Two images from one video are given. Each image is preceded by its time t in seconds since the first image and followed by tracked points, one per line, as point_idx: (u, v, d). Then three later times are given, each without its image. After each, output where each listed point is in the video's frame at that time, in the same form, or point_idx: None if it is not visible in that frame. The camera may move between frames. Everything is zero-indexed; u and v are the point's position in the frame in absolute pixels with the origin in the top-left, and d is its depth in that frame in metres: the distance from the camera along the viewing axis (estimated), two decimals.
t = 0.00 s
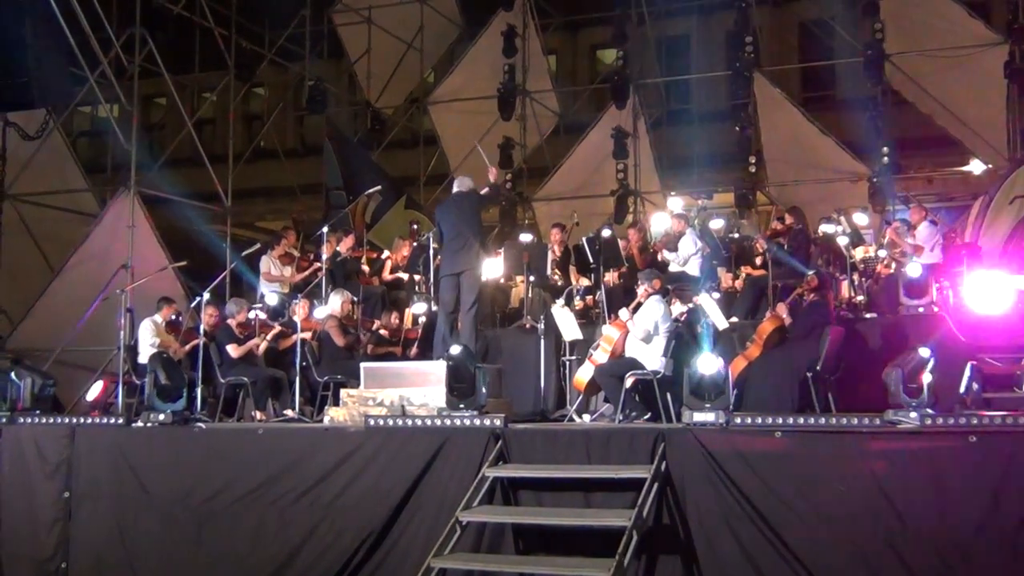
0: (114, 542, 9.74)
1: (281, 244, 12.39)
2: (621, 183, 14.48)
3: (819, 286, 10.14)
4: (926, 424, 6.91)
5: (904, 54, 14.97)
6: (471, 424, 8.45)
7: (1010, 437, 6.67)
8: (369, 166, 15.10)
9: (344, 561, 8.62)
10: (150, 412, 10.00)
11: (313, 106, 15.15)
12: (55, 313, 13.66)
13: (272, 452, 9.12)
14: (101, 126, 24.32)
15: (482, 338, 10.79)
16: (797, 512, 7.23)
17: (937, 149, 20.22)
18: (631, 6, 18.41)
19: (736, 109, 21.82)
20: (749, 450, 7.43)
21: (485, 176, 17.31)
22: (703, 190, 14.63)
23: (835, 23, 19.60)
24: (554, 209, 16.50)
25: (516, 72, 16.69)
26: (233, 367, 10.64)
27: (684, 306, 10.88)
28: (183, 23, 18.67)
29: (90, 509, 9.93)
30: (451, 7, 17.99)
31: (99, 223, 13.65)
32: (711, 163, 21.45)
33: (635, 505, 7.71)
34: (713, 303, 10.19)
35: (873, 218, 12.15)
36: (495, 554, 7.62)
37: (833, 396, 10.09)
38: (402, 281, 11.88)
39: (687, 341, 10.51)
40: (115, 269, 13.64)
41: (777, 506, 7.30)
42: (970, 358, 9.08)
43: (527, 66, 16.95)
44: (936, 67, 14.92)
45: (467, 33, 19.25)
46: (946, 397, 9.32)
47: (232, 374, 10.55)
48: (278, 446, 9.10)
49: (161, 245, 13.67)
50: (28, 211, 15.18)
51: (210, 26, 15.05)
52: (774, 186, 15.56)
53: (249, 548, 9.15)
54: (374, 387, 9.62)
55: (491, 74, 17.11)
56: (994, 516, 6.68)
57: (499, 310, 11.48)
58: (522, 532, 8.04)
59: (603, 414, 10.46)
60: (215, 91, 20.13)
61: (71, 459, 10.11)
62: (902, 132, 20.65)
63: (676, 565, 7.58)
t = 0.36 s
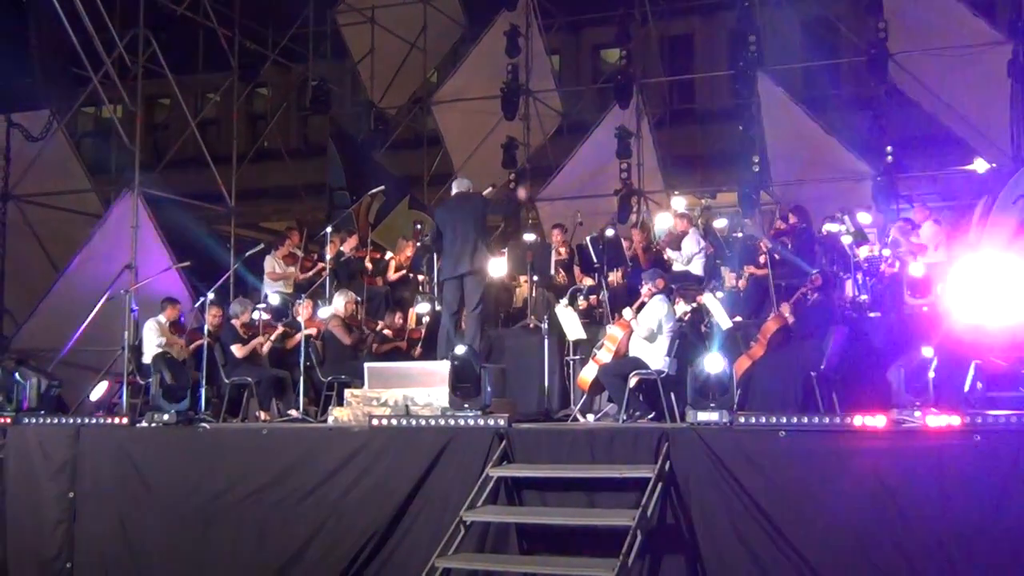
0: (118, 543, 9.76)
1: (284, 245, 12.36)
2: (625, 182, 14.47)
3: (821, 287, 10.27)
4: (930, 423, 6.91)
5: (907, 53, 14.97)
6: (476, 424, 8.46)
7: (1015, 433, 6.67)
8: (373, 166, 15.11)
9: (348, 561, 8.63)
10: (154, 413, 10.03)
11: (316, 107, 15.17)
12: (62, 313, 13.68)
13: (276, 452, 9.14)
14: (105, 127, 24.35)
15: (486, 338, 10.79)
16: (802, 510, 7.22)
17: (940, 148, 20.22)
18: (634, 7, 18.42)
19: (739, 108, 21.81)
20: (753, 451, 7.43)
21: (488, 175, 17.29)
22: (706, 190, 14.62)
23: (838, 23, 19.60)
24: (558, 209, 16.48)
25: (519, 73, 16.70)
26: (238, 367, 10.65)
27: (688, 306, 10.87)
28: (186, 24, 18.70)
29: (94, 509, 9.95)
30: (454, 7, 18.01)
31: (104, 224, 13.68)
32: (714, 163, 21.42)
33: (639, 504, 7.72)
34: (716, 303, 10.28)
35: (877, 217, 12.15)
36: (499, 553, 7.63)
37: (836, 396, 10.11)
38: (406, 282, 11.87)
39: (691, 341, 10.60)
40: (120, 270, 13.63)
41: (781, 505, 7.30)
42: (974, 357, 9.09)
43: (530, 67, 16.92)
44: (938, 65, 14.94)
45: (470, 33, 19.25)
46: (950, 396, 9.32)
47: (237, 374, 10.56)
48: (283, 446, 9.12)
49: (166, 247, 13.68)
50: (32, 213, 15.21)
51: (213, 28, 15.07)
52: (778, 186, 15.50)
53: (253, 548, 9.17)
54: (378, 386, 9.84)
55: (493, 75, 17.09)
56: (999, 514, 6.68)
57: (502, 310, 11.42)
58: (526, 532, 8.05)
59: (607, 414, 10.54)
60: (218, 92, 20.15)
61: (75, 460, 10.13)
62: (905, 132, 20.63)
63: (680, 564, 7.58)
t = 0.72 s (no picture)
0: (121, 542, 9.76)
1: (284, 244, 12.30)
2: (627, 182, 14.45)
3: (824, 286, 10.28)
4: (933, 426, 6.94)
5: (911, 52, 14.92)
6: (476, 425, 8.45)
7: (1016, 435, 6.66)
8: (375, 166, 15.11)
9: (351, 561, 8.62)
10: (156, 412, 10.01)
11: (319, 107, 15.15)
12: (65, 314, 13.70)
13: (279, 452, 9.13)
14: (108, 126, 24.35)
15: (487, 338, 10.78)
16: (804, 509, 7.21)
17: (944, 149, 20.20)
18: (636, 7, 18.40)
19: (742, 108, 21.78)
20: (755, 452, 7.41)
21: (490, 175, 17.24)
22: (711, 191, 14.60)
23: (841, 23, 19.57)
24: (560, 208, 16.42)
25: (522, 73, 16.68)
26: (240, 367, 10.65)
27: (690, 307, 10.81)
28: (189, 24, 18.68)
29: (96, 509, 9.95)
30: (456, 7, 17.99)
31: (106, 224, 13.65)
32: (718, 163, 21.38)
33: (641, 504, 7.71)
34: (718, 303, 10.28)
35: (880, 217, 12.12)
36: (501, 553, 7.62)
37: (838, 396, 10.13)
38: (408, 282, 11.83)
39: (693, 340, 10.64)
40: (121, 269, 13.60)
41: (783, 503, 7.29)
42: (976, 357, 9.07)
43: (533, 68, 17.04)
44: (941, 66, 14.88)
45: (473, 33, 19.24)
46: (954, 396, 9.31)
47: (239, 374, 10.56)
48: (285, 446, 9.11)
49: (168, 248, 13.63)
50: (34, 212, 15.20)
51: (215, 27, 15.05)
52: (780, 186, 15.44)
53: (255, 547, 9.17)
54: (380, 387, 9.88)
55: (495, 76, 17.06)
56: (1000, 517, 6.67)
57: (504, 310, 11.39)
58: (528, 532, 8.04)
59: (609, 414, 10.57)
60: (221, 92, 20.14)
61: (78, 459, 10.13)
62: (908, 132, 20.60)
63: (682, 565, 7.58)
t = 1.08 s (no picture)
0: (121, 542, 9.77)
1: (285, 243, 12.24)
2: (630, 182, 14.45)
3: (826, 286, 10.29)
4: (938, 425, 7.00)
5: (913, 53, 14.90)
6: (478, 425, 8.46)
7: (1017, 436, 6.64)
8: (377, 166, 15.11)
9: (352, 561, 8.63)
10: (158, 412, 10.06)
11: (320, 107, 15.16)
12: (65, 314, 13.69)
13: (280, 453, 9.14)
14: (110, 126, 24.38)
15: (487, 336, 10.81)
16: (805, 511, 7.22)
17: (945, 150, 20.20)
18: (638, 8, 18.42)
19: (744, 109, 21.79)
20: (757, 454, 7.41)
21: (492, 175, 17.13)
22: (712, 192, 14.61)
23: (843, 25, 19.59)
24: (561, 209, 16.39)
25: (523, 74, 16.70)
26: (242, 368, 10.65)
27: (693, 306, 10.83)
28: (191, 24, 18.71)
29: (97, 509, 9.96)
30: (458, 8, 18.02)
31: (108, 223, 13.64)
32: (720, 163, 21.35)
33: (642, 505, 7.72)
34: (719, 305, 10.28)
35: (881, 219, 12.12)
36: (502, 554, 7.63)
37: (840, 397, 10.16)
38: (410, 282, 11.78)
39: (696, 344, 10.66)
40: (123, 269, 13.60)
41: (783, 503, 7.30)
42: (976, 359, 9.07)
43: (535, 68, 16.90)
44: (942, 66, 14.90)
45: (474, 34, 19.26)
46: (954, 400, 9.36)
47: (241, 374, 10.57)
48: (286, 446, 9.12)
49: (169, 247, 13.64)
50: (36, 213, 15.21)
51: (217, 28, 15.07)
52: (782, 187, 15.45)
53: (256, 547, 9.18)
54: (382, 387, 10.08)
55: (496, 77, 17.09)
56: (1001, 518, 6.66)
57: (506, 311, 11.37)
58: (528, 533, 8.04)
59: (611, 416, 10.60)
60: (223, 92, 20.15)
61: (79, 460, 10.15)
62: (910, 134, 20.61)
63: (683, 566, 7.60)
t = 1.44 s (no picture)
0: (122, 543, 9.78)
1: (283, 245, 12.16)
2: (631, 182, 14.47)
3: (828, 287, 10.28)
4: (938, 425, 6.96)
5: (914, 55, 14.90)
6: (479, 427, 8.45)
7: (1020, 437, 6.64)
8: (378, 167, 15.12)
9: (352, 562, 8.63)
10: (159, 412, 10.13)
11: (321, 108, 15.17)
12: (63, 315, 13.55)
13: (281, 454, 9.14)
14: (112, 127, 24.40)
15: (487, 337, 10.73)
16: (805, 511, 7.22)
17: (948, 151, 20.21)
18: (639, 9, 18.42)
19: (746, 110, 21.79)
20: (758, 455, 7.41)
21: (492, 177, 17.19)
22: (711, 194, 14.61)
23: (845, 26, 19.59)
24: (562, 210, 16.36)
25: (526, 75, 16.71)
26: (242, 368, 10.65)
27: (694, 308, 10.78)
28: (194, 25, 18.71)
29: (98, 509, 9.97)
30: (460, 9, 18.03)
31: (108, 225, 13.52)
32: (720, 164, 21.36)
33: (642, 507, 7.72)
34: (722, 306, 10.41)
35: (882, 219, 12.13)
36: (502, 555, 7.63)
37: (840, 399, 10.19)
38: (410, 282, 11.65)
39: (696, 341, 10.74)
40: (121, 270, 13.60)
41: (782, 504, 7.30)
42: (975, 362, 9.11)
43: (536, 69, 16.91)
44: (943, 69, 14.91)
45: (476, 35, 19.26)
46: (955, 405, 9.38)
47: (242, 375, 10.58)
48: (287, 447, 9.12)
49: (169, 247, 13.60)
50: (37, 214, 15.23)
51: (219, 29, 15.08)
52: (783, 187, 15.43)
53: (256, 549, 9.18)
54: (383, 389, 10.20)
55: (498, 78, 17.12)
56: (1004, 518, 6.66)
57: (507, 312, 11.24)
58: (529, 534, 8.04)
59: (611, 417, 10.67)
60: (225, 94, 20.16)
61: (79, 461, 10.16)
62: (912, 135, 20.61)
63: (684, 567, 7.60)
